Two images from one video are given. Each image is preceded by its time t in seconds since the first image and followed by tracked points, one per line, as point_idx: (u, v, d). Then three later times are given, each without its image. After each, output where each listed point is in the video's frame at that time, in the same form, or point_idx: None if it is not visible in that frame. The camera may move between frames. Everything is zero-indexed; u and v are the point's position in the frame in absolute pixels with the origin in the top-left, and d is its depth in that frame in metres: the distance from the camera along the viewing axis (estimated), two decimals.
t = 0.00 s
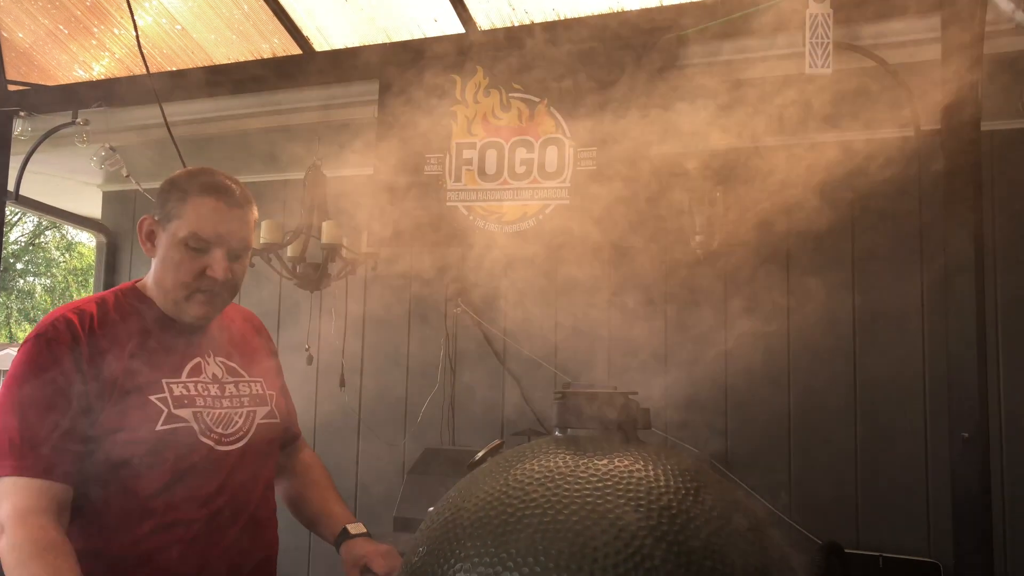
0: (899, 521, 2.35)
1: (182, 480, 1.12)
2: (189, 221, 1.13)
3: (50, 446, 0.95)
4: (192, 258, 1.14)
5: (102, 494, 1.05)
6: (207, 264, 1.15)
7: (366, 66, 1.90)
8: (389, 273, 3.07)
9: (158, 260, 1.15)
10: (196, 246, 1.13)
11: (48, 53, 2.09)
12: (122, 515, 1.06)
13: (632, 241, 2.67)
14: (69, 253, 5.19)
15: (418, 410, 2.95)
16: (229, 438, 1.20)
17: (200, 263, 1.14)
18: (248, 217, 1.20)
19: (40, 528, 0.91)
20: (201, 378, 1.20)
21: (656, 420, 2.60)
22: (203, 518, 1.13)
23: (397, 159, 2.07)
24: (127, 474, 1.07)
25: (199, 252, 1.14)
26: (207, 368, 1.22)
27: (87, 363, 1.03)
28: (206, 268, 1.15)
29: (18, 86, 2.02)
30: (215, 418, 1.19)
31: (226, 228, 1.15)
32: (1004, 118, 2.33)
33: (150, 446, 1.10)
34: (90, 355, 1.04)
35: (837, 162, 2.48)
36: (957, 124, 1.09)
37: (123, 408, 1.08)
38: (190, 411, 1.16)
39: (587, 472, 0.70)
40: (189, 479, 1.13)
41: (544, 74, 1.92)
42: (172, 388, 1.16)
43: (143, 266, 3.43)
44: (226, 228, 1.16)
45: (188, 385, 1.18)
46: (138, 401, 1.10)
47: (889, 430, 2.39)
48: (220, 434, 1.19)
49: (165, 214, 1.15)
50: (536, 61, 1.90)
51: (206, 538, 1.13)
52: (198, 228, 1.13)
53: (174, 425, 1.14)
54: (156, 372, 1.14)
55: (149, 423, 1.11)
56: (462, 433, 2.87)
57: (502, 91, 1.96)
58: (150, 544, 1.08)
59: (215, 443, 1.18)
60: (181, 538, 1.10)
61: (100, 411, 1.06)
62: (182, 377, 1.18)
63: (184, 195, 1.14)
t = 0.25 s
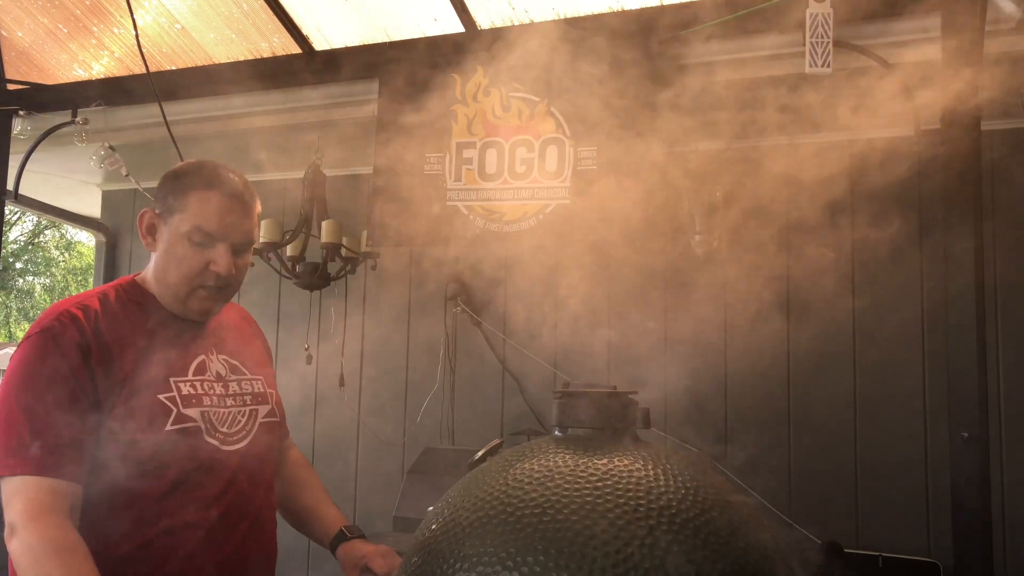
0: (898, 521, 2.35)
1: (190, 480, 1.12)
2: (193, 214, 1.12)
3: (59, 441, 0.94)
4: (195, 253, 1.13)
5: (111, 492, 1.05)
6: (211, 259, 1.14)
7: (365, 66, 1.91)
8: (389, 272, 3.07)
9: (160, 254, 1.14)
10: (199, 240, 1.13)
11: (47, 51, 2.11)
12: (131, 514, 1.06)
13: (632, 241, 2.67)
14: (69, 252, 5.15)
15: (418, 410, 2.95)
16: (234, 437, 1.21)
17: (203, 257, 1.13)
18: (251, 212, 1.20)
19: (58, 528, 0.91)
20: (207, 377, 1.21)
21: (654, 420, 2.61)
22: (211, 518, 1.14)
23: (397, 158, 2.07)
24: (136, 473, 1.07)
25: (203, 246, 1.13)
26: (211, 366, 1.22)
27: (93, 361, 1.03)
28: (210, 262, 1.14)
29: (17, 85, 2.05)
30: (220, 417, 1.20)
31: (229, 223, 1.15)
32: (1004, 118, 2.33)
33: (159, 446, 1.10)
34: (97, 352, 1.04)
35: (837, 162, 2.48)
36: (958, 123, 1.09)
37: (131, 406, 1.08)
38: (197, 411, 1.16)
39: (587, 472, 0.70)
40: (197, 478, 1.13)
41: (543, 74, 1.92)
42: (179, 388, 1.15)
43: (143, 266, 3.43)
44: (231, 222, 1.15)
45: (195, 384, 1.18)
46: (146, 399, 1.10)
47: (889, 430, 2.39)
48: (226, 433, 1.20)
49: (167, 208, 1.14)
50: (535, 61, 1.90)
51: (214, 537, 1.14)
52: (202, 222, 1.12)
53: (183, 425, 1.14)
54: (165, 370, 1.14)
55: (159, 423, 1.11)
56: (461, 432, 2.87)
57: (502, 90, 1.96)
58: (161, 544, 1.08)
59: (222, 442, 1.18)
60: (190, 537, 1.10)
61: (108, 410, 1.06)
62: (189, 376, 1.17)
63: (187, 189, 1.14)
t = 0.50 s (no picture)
0: (898, 521, 2.35)
1: (193, 483, 1.12)
2: (196, 208, 1.13)
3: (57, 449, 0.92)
4: (198, 248, 1.14)
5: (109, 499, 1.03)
6: (215, 253, 1.15)
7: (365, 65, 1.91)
8: (389, 272, 3.07)
9: (161, 249, 1.14)
10: (203, 234, 1.13)
11: (47, 50, 2.11)
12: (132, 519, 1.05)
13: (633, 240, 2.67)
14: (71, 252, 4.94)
15: (418, 409, 2.95)
16: (236, 438, 1.21)
17: (208, 252, 1.14)
18: (255, 204, 1.21)
19: (43, 537, 0.89)
20: (207, 377, 1.21)
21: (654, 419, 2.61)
22: (213, 523, 1.14)
23: (397, 158, 2.07)
24: (136, 478, 1.06)
25: (207, 241, 1.15)
26: (211, 366, 1.23)
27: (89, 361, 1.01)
28: (214, 257, 1.15)
29: (17, 84, 2.06)
30: (223, 418, 1.20)
31: (234, 216, 1.16)
32: (1003, 117, 2.33)
33: (161, 450, 1.08)
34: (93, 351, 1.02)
35: (836, 161, 2.49)
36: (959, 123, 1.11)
37: (132, 409, 1.07)
38: (197, 413, 1.16)
39: (587, 471, 0.70)
40: (200, 482, 1.13)
41: (543, 74, 1.92)
42: (180, 388, 1.16)
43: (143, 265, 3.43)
44: (235, 216, 1.17)
45: (195, 384, 1.19)
46: (147, 402, 1.10)
47: (889, 430, 2.39)
48: (228, 434, 1.20)
49: (168, 202, 1.14)
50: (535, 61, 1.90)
51: (215, 542, 1.14)
52: (206, 215, 1.13)
53: (184, 427, 1.13)
54: (162, 372, 1.14)
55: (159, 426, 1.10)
56: (462, 432, 2.87)
57: (503, 89, 1.95)
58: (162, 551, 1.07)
59: (225, 444, 1.18)
60: (190, 543, 1.10)
61: (109, 413, 1.05)
62: (189, 376, 1.18)
63: (188, 181, 1.14)
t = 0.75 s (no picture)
0: (900, 521, 2.35)
1: (191, 488, 1.10)
2: (195, 198, 1.12)
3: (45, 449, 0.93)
4: (200, 238, 1.13)
5: (104, 501, 1.02)
6: (217, 243, 1.14)
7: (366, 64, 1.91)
8: (390, 271, 3.07)
9: (162, 242, 1.13)
10: (204, 224, 1.12)
11: (48, 49, 2.12)
12: (127, 523, 1.03)
13: (633, 239, 2.67)
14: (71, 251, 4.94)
15: (418, 408, 2.95)
16: (237, 441, 1.20)
17: (209, 242, 1.13)
18: (256, 191, 1.19)
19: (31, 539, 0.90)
20: (208, 377, 1.20)
21: (655, 418, 2.61)
22: (210, 529, 1.12)
23: (398, 157, 2.07)
24: (131, 481, 1.05)
25: (209, 230, 1.13)
26: (212, 366, 1.22)
27: (82, 357, 1.01)
28: (216, 247, 1.14)
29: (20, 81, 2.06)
30: (223, 420, 1.19)
31: (235, 204, 1.15)
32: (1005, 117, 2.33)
33: (158, 452, 1.07)
34: (87, 347, 1.02)
35: (838, 160, 2.49)
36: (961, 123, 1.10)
37: (130, 410, 1.06)
38: (198, 415, 1.14)
39: (589, 470, 0.70)
40: (199, 486, 1.12)
41: (544, 73, 1.92)
42: (180, 390, 1.14)
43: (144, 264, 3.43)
44: (235, 204, 1.15)
45: (196, 384, 1.17)
46: (146, 405, 1.08)
47: (890, 429, 2.39)
48: (229, 437, 1.19)
49: (167, 194, 1.14)
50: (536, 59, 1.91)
51: (213, 548, 1.12)
52: (206, 204, 1.12)
53: (182, 430, 1.11)
54: (162, 372, 1.12)
55: (155, 430, 1.07)
56: (462, 431, 2.87)
57: (504, 88, 1.95)
58: (159, 558, 1.05)
59: (225, 448, 1.17)
60: (187, 549, 1.08)
61: (102, 414, 1.04)
62: (189, 376, 1.17)
63: (187, 170, 1.13)
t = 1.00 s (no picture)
0: (900, 519, 2.35)
1: (192, 490, 1.10)
2: (185, 180, 1.13)
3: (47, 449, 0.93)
4: (189, 220, 1.13)
5: (105, 500, 1.02)
6: (206, 225, 1.13)
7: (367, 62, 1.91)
8: (390, 269, 3.07)
9: (159, 229, 1.15)
10: (193, 205, 1.13)
11: (47, 46, 2.11)
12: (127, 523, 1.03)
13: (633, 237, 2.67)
14: (70, 249, 4.91)
15: (418, 406, 2.95)
16: (239, 444, 1.19)
17: (197, 223, 1.12)
18: (247, 173, 1.18)
19: (32, 537, 0.90)
20: (212, 377, 1.19)
21: (655, 417, 2.61)
22: (211, 530, 1.12)
23: (398, 155, 2.07)
24: (132, 481, 1.04)
25: (199, 212, 1.13)
26: (216, 365, 1.21)
27: (87, 353, 1.01)
28: (205, 229, 1.13)
29: (19, 79, 2.06)
30: (226, 423, 1.18)
31: (223, 184, 1.14)
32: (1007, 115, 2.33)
33: (159, 453, 1.07)
34: (91, 344, 1.02)
35: (839, 158, 2.49)
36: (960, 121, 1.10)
37: (131, 411, 1.06)
38: (199, 417, 1.14)
39: (589, 467, 0.70)
40: (201, 487, 1.11)
41: (546, 70, 1.92)
42: (183, 390, 1.13)
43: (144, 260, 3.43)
44: (225, 186, 1.14)
45: (199, 386, 1.16)
46: (148, 404, 1.08)
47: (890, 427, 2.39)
48: (230, 440, 1.18)
49: (162, 182, 1.17)
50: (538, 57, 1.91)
51: (213, 549, 1.12)
52: (193, 184, 1.13)
53: (183, 432, 1.10)
54: (166, 372, 1.12)
55: (157, 432, 1.07)
56: (463, 429, 2.87)
57: (504, 86, 1.96)
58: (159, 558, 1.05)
59: (226, 451, 1.16)
60: (188, 550, 1.08)
61: (106, 411, 1.03)
62: (192, 377, 1.16)
63: (179, 156, 1.16)
